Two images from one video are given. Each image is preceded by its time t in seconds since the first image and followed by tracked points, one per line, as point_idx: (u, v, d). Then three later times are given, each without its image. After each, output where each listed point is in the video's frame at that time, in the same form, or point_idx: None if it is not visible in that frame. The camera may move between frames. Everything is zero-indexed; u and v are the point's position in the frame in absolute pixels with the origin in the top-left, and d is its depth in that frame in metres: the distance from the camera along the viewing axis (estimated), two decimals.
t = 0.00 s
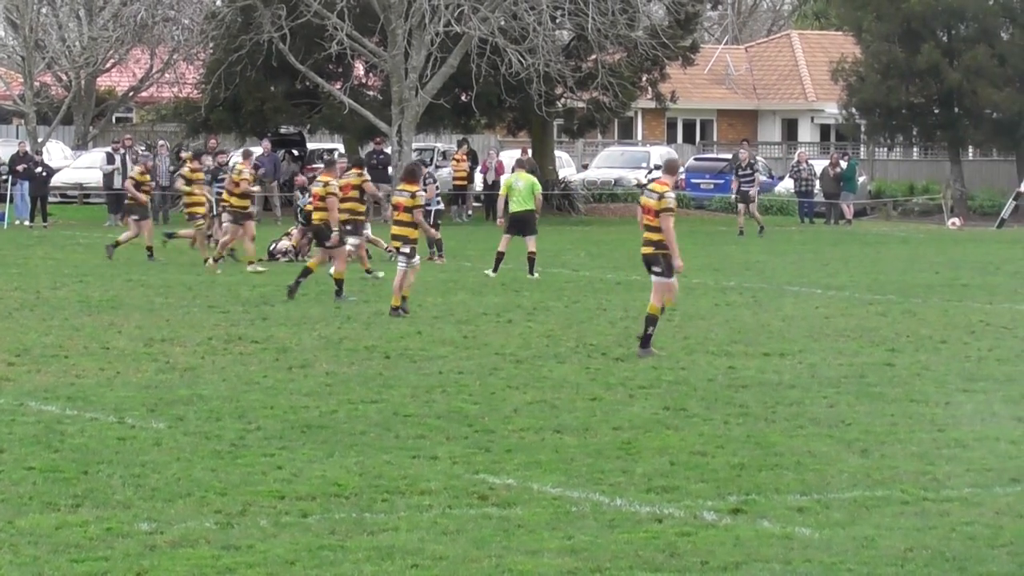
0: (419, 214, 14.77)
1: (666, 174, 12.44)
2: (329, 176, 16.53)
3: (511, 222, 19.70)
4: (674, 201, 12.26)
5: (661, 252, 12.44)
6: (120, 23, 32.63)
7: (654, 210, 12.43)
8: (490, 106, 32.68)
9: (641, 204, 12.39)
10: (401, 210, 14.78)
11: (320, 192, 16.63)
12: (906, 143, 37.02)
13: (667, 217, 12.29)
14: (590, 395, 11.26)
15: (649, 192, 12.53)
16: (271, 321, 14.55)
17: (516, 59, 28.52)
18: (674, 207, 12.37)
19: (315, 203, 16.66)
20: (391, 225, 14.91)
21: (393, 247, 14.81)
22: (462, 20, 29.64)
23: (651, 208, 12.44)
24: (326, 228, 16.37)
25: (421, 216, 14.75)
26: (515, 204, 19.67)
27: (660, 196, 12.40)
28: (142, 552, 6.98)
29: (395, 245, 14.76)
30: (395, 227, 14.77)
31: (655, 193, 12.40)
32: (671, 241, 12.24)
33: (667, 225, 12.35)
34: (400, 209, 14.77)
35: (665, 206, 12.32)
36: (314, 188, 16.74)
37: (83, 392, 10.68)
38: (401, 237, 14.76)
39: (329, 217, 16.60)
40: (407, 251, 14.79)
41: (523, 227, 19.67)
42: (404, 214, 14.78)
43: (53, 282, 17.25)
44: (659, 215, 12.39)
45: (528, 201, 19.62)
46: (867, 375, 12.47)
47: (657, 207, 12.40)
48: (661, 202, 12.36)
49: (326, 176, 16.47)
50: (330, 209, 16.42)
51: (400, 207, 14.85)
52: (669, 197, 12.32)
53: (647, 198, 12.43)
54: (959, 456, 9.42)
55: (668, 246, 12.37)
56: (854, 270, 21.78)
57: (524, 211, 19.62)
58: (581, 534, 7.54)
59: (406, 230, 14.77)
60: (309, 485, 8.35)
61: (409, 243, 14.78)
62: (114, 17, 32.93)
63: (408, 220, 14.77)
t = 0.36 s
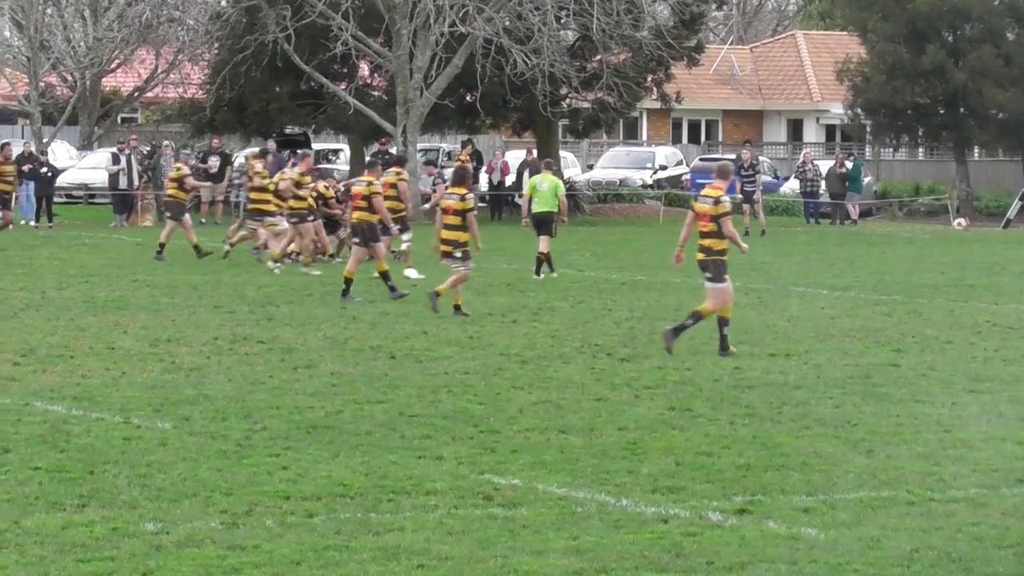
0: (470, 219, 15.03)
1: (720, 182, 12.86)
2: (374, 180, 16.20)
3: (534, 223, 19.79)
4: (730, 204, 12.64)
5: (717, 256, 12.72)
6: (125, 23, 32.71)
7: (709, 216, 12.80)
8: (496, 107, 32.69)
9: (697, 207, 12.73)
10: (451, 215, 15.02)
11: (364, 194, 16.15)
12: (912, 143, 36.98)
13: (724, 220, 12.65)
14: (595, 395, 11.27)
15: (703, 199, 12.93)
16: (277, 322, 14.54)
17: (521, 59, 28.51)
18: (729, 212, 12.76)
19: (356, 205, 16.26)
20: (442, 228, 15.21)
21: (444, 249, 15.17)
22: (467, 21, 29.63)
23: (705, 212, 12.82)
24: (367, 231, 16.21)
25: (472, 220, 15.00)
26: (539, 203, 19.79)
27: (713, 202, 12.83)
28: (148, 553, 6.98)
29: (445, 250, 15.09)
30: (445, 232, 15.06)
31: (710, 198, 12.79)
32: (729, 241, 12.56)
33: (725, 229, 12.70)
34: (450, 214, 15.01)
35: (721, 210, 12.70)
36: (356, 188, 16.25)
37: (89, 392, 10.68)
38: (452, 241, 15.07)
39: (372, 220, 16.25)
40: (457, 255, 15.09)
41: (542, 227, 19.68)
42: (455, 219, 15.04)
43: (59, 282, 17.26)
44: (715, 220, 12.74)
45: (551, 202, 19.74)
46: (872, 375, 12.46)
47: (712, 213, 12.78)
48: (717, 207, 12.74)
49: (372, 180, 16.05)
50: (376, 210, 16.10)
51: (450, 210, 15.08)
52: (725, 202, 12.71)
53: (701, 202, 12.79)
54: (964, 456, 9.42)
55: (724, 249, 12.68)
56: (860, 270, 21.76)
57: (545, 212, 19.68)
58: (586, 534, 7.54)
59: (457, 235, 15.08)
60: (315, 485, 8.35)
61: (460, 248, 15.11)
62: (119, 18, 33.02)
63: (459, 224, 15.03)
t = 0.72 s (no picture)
0: (551, 218, 14.90)
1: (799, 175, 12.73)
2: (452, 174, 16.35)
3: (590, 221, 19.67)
4: (807, 202, 12.61)
5: (800, 252, 12.92)
6: (163, 23, 32.59)
7: (789, 213, 12.81)
8: (534, 105, 32.61)
9: (777, 207, 12.77)
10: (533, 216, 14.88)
11: (441, 188, 16.39)
12: (952, 142, 36.62)
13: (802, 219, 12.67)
14: (633, 394, 11.17)
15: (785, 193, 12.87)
16: (316, 321, 14.52)
17: (559, 58, 28.42)
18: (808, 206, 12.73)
19: (434, 199, 16.49)
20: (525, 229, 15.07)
21: (528, 251, 14.96)
22: (505, 19, 29.57)
23: (786, 208, 12.83)
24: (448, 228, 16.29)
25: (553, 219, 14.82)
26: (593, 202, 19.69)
27: (793, 197, 12.78)
28: (186, 551, 6.95)
29: (529, 251, 14.92)
30: (528, 233, 14.93)
31: (789, 195, 12.75)
32: (806, 244, 12.67)
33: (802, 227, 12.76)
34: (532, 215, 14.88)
35: (800, 209, 12.69)
36: (434, 183, 16.50)
37: (128, 391, 10.69)
38: (537, 241, 14.88)
39: (449, 215, 16.40)
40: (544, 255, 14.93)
41: (599, 226, 19.55)
42: (537, 220, 14.90)
43: (99, 281, 17.33)
44: (794, 218, 12.79)
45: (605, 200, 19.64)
46: (911, 374, 12.29)
47: (792, 209, 12.78)
48: (795, 204, 12.71)
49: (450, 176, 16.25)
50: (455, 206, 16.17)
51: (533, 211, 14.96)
52: (803, 198, 12.64)
53: (782, 200, 12.78)
54: (1005, 456, 9.26)
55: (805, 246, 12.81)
56: (899, 270, 21.51)
57: (601, 211, 19.58)
58: (625, 533, 7.45)
59: (541, 235, 14.90)
60: (352, 484, 8.30)
61: (544, 247, 14.89)
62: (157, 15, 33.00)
63: (541, 224, 14.90)
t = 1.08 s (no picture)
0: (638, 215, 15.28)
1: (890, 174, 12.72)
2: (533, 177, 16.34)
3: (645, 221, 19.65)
4: (896, 198, 12.54)
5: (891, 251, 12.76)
6: (203, 20, 32.49)
7: (878, 210, 12.75)
8: (574, 102, 32.52)
9: (865, 201, 12.76)
10: (620, 212, 15.12)
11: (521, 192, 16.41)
12: (995, 138, 36.26)
13: (891, 215, 12.59)
14: (674, 391, 11.08)
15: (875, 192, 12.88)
16: (356, 318, 14.53)
17: (599, 55, 28.31)
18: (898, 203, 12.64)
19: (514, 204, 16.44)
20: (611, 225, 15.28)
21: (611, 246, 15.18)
22: (545, 16, 29.50)
23: (875, 206, 12.78)
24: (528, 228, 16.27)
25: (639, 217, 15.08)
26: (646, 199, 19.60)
27: (883, 195, 12.75)
28: (227, 548, 6.93)
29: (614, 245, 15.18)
30: (616, 228, 15.16)
31: (878, 191, 12.73)
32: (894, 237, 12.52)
33: (890, 222, 12.63)
34: (620, 212, 15.11)
35: (888, 204, 12.62)
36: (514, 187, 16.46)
37: (169, 388, 10.70)
38: (621, 236, 15.13)
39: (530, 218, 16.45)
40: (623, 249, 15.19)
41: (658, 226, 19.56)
42: (623, 216, 15.13)
43: (140, 278, 17.41)
44: (883, 214, 12.69)
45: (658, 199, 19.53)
46: (953, 372, 12.14)
47: (881, 206, 12.71)
48: (884, 200, 12.67)
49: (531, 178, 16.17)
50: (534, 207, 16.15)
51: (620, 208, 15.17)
52: (891, 194, 12.61)
53: (870, 195, 12.77)
54: None
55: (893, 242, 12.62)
56: (940, 267, 21.31)
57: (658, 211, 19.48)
58: (665, 530, 7.37)
59: (626, 231, 15.19)
60: (392, 481, 8.27)
61: (626, 243, 15.15)
62: (197, 13, 32.95)
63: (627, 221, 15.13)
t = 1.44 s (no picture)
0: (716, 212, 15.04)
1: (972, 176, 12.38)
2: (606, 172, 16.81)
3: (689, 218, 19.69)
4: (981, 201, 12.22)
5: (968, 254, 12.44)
6: (236, 19, 32.37)
7: (957, 212, 12.36)
8: (606, 100, 32.41)
9: (946, 202, 12.34)
10: (696, 207, 14.98)
11: (594, 184, 16.79)
12: None
13: (976, 218, 12.26)
14: (705, 391, 11.00)
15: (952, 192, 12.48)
16: (387, 316, 14.52)
17: (632, 53, 28.21)
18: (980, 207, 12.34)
19: (585, 195, 16.82)
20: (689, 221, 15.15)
21: (691, 243, 15.09)
22: (578, 14, 29.43)
23: (955, 207, 12.39)
24: (595, 221, 16.68)
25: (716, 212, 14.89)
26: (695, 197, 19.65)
27: (964, 197, 12.38)
28: (257, 547, 6.91)
29: (691, 242, 15.05)
30: (693, 224, 15.02)
31: (961, 193, 12.35)
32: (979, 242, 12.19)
33: (972, 227, 12.30)
34: (696, 208, 14.95)
35: (972, 207, 12.28)
36: (587, 180, 16.87)
37: (201, 386, 10.71)
38: (699, 234, 14.98)
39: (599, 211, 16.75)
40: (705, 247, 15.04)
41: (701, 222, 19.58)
42: (699, 212, 14.99)
43: (171, 276, 17.47)
44: (964, 217, 12.32)
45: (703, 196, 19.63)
46: (985, 371, 12.01)
47: (961, 208, 12.35)
48: (968, 202, 12.31)
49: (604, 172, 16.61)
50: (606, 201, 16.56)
51: (696, 203, 15.04)
52: (976, 198, 12.29)
53: (951, 196, 12.37)
54: None
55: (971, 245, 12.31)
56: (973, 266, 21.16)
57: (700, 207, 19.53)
58: (696, 529, 7.30)
59: (704, 228, 14.99)
60: (424, 480, 8.23)
61: (707, 240, 15.00)
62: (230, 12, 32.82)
63: (703, 217, 14.97)
